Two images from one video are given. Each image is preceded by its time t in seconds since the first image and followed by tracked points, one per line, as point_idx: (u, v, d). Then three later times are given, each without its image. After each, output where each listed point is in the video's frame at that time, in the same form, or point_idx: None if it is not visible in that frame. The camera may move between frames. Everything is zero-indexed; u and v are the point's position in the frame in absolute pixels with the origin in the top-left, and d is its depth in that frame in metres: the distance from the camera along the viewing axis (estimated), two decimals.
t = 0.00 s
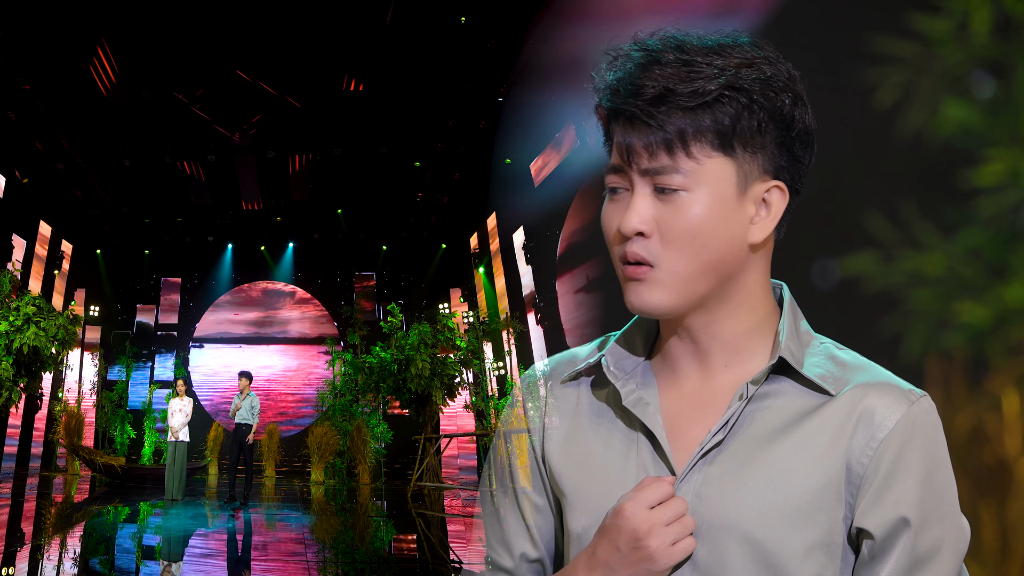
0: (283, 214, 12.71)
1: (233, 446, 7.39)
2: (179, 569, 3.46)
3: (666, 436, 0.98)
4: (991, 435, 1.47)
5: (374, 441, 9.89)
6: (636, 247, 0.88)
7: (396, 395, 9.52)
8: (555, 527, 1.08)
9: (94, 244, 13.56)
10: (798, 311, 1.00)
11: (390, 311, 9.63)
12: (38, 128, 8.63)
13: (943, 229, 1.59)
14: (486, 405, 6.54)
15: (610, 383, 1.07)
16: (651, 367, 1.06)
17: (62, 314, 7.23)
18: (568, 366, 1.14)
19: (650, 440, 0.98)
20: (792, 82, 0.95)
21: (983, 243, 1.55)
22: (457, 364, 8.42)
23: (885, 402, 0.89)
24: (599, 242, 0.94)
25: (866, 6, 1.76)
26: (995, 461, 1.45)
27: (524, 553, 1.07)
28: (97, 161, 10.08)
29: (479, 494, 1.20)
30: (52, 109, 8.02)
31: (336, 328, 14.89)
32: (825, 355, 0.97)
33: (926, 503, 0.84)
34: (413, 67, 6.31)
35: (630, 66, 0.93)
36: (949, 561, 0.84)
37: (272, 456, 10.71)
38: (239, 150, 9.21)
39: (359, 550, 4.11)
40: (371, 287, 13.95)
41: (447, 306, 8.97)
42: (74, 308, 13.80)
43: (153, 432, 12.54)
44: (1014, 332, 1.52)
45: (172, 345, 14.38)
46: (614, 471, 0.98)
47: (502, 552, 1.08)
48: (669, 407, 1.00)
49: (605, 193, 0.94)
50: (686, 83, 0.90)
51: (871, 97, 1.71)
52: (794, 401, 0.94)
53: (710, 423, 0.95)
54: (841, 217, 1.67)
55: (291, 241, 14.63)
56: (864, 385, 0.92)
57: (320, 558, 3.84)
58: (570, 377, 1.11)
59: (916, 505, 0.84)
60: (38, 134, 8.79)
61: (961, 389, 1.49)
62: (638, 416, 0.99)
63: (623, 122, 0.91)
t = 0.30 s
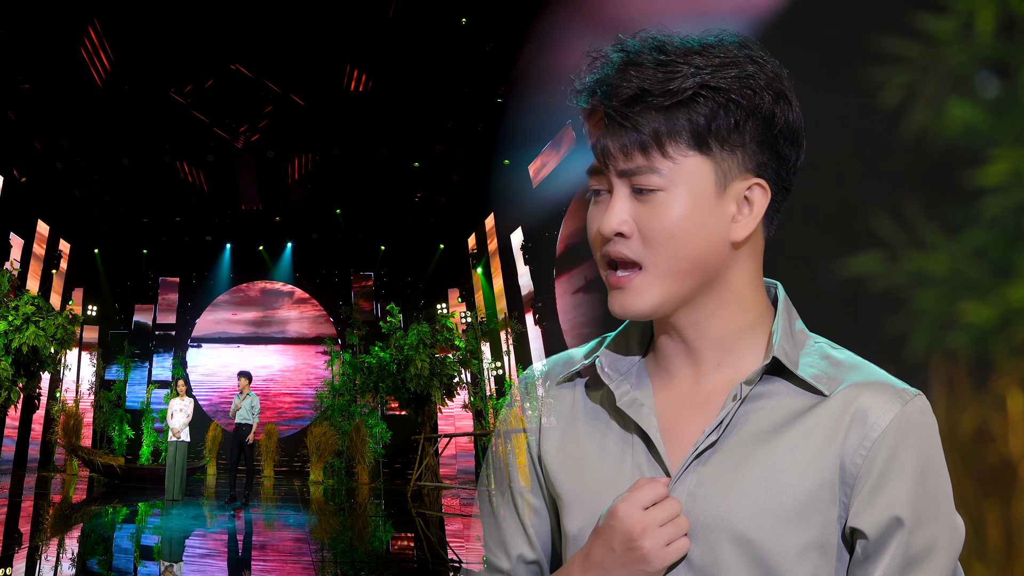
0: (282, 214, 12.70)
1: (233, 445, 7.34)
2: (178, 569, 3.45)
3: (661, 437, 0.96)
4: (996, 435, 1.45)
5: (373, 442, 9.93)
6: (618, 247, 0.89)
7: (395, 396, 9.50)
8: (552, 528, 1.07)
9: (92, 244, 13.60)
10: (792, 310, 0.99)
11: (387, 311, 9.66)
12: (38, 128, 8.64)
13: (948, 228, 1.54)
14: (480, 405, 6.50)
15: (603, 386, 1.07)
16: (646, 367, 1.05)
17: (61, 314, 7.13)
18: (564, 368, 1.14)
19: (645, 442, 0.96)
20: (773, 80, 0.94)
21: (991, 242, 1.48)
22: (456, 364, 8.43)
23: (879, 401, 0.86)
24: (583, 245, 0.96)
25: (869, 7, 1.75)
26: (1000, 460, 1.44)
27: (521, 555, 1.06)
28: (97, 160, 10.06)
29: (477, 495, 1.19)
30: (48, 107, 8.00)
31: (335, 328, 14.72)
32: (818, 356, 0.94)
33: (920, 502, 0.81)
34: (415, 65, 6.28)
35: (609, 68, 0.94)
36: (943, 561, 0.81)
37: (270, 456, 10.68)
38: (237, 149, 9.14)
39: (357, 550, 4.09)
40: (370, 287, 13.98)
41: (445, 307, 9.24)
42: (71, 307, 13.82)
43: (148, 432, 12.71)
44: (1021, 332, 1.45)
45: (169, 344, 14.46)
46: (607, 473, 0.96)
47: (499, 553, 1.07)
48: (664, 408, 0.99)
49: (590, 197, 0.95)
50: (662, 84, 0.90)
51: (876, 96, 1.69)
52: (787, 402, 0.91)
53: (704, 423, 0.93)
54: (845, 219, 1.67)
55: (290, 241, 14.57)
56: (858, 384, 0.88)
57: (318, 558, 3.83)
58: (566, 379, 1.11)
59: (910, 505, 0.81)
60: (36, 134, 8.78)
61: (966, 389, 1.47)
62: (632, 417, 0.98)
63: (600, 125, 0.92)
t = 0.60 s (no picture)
0: (281, 214, 12.63)
1: (234, 445, 7.30)
2: (177, 570, 3.43)
3: (657, 437, 0.93)
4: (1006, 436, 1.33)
5: (372, 441, 9.90)
6: (597, 249, 0.87)
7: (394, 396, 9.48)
8: (552, 530, 1.03)
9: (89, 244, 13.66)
10: (788, 309, 0.95)
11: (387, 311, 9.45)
12: (37, 127, 8.61)
13: (956, 229, 1.42)
14: (478, 406, 6.48)
15: (600, 387, 1.02)
16: (643, 368, 1.01)
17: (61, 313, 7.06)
18: (561, 368, 1.10)
19: (640, 444, 0.92)
20: (757, 79, 0.92)
21: (998, 243, 1.32)
22: (455, 364, 8.42)
23: (873, 399, 0.82)
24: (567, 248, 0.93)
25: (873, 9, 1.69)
26: (1008, 461, 1.32)
27: (520, 557, 1.02)
28: (96, 160, 10.02)
29: (478, 497, 1.15)
30: (48, 107, 7.98)
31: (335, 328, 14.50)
32: (814, 352, 0.91)
33: (915, 500, 0.77)
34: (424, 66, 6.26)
35: (591, 72, 0.94)
36: (940, 560, 0.77)
37: (269, 456, 10.63)
38: (238, 149, 9.16)
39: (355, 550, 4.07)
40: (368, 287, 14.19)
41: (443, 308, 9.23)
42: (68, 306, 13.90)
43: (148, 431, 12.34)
44: None
45: (168, 343, 14.18)
46: (604, 474, 0.93)
47: (498, 557, 1.03)
48: (659, 409, 0.95)
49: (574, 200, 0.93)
50: (640, 84, 0.89)
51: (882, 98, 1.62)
52: (781, 402, 0.88)
53: (698, 424, 0.90)
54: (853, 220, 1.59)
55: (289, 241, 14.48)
56: (852, 381, 0.85)
57: (316, 558, 3.81)
58: (562, 381, 1.07)
59: (905, 503, 0.77)
60: (36, 133, 8.75)
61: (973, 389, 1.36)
62: (627, 419, 0.94)
63: (581, 127, 0.91)
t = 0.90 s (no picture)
0: (280, 214, 12.64)
1: (235, 445, 7.27)
2: (178, 569, 3.41)
3: (657, 438, 0.93)
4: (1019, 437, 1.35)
5: (373, 441, 9.84)
6: (591, 248, 0.87)
7: (395, 395, 9.50)
8: (554, 532, 1.04)
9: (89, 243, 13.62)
10: (787, 308, 0.95)
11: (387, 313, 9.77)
12: (36, 125, 8.53)
13: (969, 229, 1.47)
14: (477, 406, 6.48)
15: (599, 388, 1.02)
16: (642, 370, 1.01)
17: (59, 313, 6.99)
18: (560, 370, 1.10)
19: (640, 445, 0.92)
20: (750, 77, 0.91)
21: (1009, 244, 1.41)
22: (454, 363, 8.70)
23: (872, 396, 0.83)
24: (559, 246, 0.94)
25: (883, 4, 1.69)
26: (1021, 462, 1.34)
27: (524, 559, 1.02)
28: (96, 159, 9.90)
29: (482, 497, 1.16)
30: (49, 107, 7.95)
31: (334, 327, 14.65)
32: (813, 351, 0.91)
33: (913, 496, 0.78)
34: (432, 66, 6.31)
35: (582, 70, 0.93)
36: (939, 557, 0.78)
37: (269, 456, 10.55)
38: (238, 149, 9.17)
39: (355, 550, 4.05)
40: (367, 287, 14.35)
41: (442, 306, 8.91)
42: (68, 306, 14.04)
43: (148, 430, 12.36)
44: None
45: (166, 343, 14.41)
46: (605, 475, 0.93)
47: (503, 560, 1.04)
48: (660, 410, 0.95)
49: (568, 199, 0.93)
50: (629, 84, 0.88)
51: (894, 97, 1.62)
52: (780, 400, 0.88)
53: (698, 423, 0.90)
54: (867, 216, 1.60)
55: (287, 241, 14.55)
56: (850, 379, 0.85)
57: (315, 558, 3.79)
58: (564, 382, 1.07)
59: (903, 499, 0.77)
60: (36, 133, 8.67)
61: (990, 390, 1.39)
62: (627, 420, 0.94)
63: (573, 126, 0.91)
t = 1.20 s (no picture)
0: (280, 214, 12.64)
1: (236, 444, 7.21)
2: (180, 569, 3.40)
3: (663, 438, 0.93)
4: None
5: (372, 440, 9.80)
6: (596, 248, 0.88)
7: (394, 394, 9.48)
8: (560, 532, 1.04)
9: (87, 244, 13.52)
10: (793, 307, 0.94)
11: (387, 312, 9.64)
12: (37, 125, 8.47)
13: (983, 229, 1.58)
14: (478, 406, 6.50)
15: (605, 388, 1.02)
16: (647, 369, 1.01)
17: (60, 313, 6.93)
18: (565, 371, 1.10)
19: (647, 445, 0.92)
20: (752, 75, 0.91)
21: None
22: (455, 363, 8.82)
23: (877, 395, 0.83)
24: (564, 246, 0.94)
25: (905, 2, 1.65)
26: None
27: (531, 560, 1.02)
28: (97, 160, 9.74)
29: (486, 499, 1.16)
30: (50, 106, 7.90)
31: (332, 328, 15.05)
32: (819, 350, 0.91)
33: (918, 495, 0.78)
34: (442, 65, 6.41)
35: (586, 74, 0.94)
36: (945, 556, 0.78)
37: (268, 456, 10.49)
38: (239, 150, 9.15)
39: (355, 550, 4.03)
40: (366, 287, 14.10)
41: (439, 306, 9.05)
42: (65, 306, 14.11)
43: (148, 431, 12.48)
44: None
45: (164, 343, 14.76)
46: (612, 476, 0.93)
47: (509, 562, 1.04)
48: (665, 410, 0.95)
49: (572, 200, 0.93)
50: (631, 86, 0.89)
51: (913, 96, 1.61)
52: (785, 399, 0.88)
53: (704, 422, 0.90)
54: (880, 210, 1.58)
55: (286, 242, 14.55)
56: (855, 378, 0.85)
57: (315, 557, 3.77)
58: (569, 383, 1.07)
59: (909, 498, 0.78)
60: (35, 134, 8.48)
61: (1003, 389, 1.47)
62: (633, 420, 0.94)
63: (576, 129, 0.92)
